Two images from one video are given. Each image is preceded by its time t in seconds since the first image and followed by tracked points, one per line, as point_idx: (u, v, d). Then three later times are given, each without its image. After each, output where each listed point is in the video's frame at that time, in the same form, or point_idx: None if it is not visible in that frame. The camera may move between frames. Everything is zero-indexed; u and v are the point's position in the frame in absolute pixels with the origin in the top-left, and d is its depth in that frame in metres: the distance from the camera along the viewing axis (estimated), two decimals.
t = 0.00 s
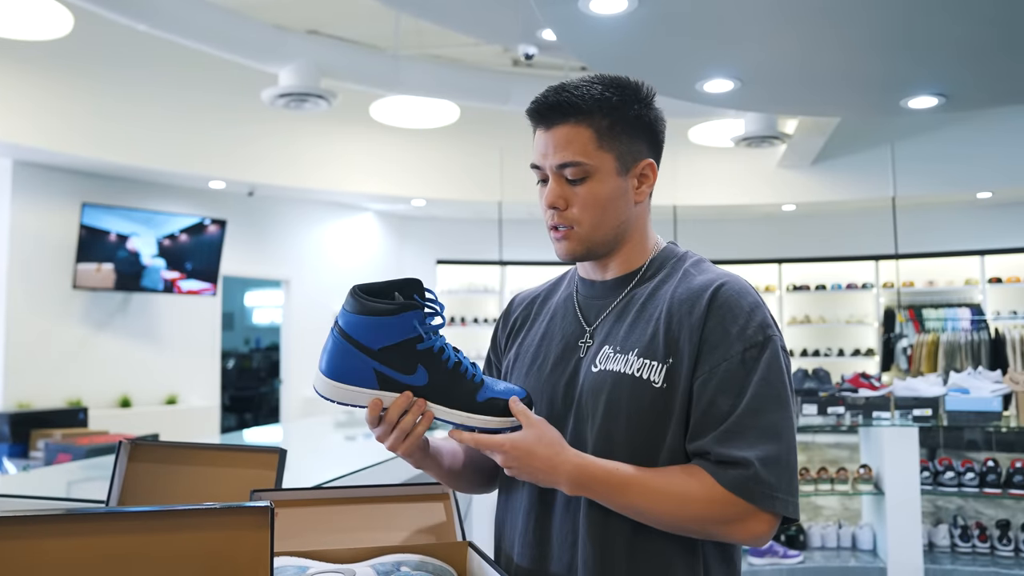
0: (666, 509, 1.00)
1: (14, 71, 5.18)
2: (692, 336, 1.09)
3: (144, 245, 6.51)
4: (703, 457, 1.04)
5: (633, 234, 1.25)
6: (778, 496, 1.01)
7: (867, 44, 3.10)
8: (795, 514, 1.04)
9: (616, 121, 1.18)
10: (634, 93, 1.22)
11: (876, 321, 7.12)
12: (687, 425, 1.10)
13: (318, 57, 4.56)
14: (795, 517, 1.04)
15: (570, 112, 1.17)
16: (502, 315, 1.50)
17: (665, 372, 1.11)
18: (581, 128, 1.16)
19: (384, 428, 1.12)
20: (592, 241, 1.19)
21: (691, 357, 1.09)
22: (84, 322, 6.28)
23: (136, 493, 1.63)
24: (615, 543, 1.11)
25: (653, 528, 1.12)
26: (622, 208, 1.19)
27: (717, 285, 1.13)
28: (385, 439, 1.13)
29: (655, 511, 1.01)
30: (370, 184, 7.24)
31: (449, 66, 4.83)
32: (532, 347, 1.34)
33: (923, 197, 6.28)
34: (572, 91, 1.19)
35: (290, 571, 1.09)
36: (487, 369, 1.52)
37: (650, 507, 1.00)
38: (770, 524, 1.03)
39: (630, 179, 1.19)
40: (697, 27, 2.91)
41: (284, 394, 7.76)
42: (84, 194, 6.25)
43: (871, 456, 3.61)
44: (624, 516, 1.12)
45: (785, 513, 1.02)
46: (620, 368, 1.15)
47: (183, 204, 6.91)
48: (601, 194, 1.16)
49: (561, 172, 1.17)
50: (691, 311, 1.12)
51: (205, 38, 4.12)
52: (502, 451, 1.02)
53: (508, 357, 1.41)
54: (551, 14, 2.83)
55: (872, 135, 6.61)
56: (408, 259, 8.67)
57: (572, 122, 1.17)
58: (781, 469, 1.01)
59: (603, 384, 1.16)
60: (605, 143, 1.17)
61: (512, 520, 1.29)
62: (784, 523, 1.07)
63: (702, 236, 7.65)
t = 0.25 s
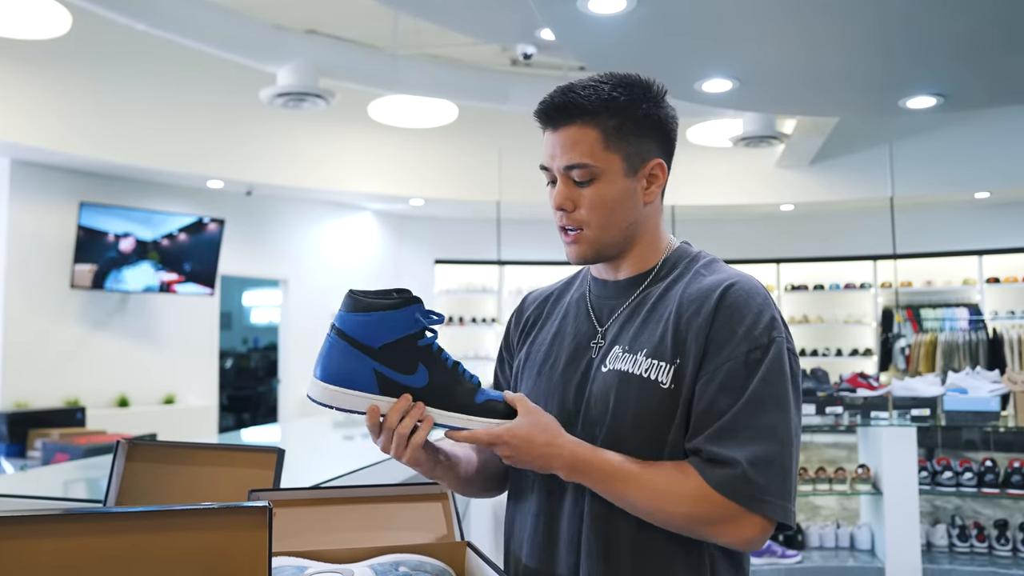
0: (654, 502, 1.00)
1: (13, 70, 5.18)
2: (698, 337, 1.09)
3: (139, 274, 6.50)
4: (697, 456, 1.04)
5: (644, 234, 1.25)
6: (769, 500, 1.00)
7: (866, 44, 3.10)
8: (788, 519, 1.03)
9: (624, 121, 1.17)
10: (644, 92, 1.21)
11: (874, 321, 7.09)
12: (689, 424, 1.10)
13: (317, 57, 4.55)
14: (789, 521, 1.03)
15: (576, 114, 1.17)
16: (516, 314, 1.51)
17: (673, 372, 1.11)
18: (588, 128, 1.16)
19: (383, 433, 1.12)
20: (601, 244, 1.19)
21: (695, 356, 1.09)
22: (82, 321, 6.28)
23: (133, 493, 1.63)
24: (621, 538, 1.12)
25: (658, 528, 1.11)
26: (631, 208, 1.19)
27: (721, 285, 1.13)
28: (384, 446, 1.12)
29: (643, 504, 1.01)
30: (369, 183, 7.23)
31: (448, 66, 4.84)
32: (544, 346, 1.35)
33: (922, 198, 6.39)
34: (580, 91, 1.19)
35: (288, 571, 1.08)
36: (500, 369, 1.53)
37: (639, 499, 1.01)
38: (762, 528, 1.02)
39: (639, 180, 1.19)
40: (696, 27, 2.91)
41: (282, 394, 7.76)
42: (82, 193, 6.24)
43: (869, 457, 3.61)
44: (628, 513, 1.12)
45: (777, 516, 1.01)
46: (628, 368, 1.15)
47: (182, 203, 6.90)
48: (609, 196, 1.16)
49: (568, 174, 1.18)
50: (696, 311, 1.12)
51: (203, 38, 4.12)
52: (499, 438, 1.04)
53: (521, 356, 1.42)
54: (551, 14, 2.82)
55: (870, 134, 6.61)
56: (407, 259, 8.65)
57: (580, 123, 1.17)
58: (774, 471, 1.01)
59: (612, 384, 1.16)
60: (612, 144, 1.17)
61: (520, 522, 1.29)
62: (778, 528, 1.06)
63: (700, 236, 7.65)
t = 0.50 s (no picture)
0: (657, 502, 0.98)
1: (10, 70, 5.17)
2: (703, 336, 1.09)
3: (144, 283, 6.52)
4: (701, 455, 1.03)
5: (650, 235, 1.24)
6: (775, 500, 1.00)
7: (865, 45, 3.10)
8: (793, 520, 1.03)
9: (627, 121, 1.17)
10: (647, 93, 1.22)
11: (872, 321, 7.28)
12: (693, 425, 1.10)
13: (315, 57, 4.55)
14: (793, 523, 1.03)
15: (580, 115, 1.17)
16: (522, 318, 1.51)
17: (678, 373, 1.11)
18: (592, 128, 1.16)
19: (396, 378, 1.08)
20: (608, 243, 1.19)
21: (701, 355, 1.09)
22: (80, 322, 6.27)
23: (131, 495, 1.63)
24: (633, 552, 1.11)
25: (666, 543, 1.11)
26: (637, 208, 1.19)
27: (727, 284, 1.13)
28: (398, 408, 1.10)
29: (646, 505, 0.98)
30: (367, 183, 7.23)
31: (446, 66, 4.84)
32: (551, 348, 1.36)
33: (920, 198, 6.32)
34: (582, 92, 1.19)
35: (287, 571, 1.08)
36: (506, 373, 1.53)
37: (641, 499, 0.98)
38: (765, 528, 1.01)
39: (644, 179, 1.19)
40: (694, 27, 2.91)
41: (281, 394, 7.75)
42: (80, 194, 6.23)
43: (867, 457, 3.61)
44: (637, 527, 1.12)
45: (783, 517, 1.00)
46: (634, 370, 1.16)
47: (180, 204, 6.90)
48: (615, 195, 1.16)
49: (573, 174, 1.17)
50: (701, 310, 1.11)
51: (201, 38, 4.12)
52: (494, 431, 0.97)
53: (529, 358, 1.42)
54: (550, 14, 2.82)
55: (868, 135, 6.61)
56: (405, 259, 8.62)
57: (584, 123, 1.17)
58: (780, 470, 1.00)
59: (619, 386, 1.17)
60: (616, 144, 1.17)
61: (530, 522, 1.30)
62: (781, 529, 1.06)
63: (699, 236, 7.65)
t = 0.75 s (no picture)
0: (651, 510, 0.98)
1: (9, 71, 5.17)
2: (696, 336, 1.09)
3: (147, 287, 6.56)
4: (695, 458, 1.03)
5: (644, 233, 1.25)
6: (771, 502, 1.00)
7: (864, 45, 3.10)
8: (788, 521, 1.02)
9: (623, 119, 1.18)
10: (643, 91, 1.22)
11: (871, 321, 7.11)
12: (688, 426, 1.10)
13: (314, 57, 4.55)
14: (788, 525, 1.02)
15: (576, 112, 1.18)
16: (522, 319, 1.52)
17: (672, 373, 1.11)
18: (588, 126, 1.17)
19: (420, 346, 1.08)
20: (600, 239, 1.19)
21: (695, 356, 1.09)
22: (80, 323, 6.27)
23: (131, 496, 1.63)
24: (624, 555, 1.12)
25: (659, 548, 1.11)
26: (632, 205, 1.19)
27: (721, 285, 1.12)
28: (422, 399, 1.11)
29: (640, 514, 0.98)
30: (366, 184, 7.23)
31: (445, 66, 4.83)
32: (550, 348, 1.36)
33: (919, 197, 6.36)
34: (579, 91, 1.20)
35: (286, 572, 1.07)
36: (507, 374, 1.53)
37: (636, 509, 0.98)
38: (760, 531, 1.01)
39: (639, 177, 1.19)
40: (693, 27, 2.91)
41: (280, 395, 7.74)
42: (79, 195, 6.23)
43: (866, 457, 3.62)
44: (628, 533, 1.12)
45: (778, 519, 1.00)
46: (629, 371, 1.16)
47: (179, 205, 6.89)
48: (610, 191, 1.16)
49: (569, 170, 1.18)
50: (695, 312, 1.12)
51: (201, 39, 4.12)
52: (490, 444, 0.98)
53: (528, 360, 1.43)
54: (548, 14, 2.82)
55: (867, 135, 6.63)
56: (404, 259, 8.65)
57: (580, 121, 1.18)
58: (774, 472, 1.00)
59: (614, 386, 1.17)
60: (612, 141, 1.17)
61: (527, 524, 1.31)
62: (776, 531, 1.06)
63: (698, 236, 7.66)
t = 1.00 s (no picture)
0: (641, 514, 0.98)
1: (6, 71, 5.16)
2: (685, 337, 1.09)
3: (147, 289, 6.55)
4: (684, 459, 1.03)
5: (635, 232, 1.25)
6: (759, 503, 1.00)
7: (862, 46, 3.11)
8: (777, 522, 1.02)
9: (613, 117, 1.18)
10: (634, 90, 1.22)
11: (870, 322, 7.25)
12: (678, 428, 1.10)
13: (312, 58, 4.54)
14: (777, 525, 1.03)
15: (567, 110, 1.19)
16: (515, 319, 1.51)
17: (662, 375, 1.11)
18: (578, 124, 1.18)
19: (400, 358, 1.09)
20: (589, 236, 1.19)
21: (685, 358, 1.09)
22: (78, 323, 6.27)
23: (128, 497, 1.62)
24: (614, 558, 1.12)
25: (648, 551, 1.11)
26: (622, 204, 1.19)
27: (711, 287, 1.12)
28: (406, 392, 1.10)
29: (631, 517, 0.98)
30: (365, 184, 7.23)
31: (444, 67, 4.83)
32: (540, 348, 1.36)
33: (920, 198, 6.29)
34: (571, 89, 1.20)
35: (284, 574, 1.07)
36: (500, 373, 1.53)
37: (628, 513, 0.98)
38: (749, 531, 1.02)
39: (629, 175, 1.19)
40: (691, 29, 2.92)
41: (279, 396, 7.73)
42: (77, 195, 6.23)
43: (865, 457, 3.62)
44: (618, 538, 1.12)
45: (766, 520, 1.00)
46: (618, 371, 1.16)
47: (178, 206, 6.89)
48: (599, 189, 1.17)
49: (558, 169, 1.18)
50: (685, 313, 1.12)
51: (198, 39, 4.11)
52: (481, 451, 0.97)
53: (519, 359, 1.42)
54: (546, 15, 2.82)
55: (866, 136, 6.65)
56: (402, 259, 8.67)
57: (570, 118, 1.19)
58: (761, 474, 1.00)
59: (603, 387, 1.17)
60: (602, 139, 1.18)
61: (518, 527, 1.31)
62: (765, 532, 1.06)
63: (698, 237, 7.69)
